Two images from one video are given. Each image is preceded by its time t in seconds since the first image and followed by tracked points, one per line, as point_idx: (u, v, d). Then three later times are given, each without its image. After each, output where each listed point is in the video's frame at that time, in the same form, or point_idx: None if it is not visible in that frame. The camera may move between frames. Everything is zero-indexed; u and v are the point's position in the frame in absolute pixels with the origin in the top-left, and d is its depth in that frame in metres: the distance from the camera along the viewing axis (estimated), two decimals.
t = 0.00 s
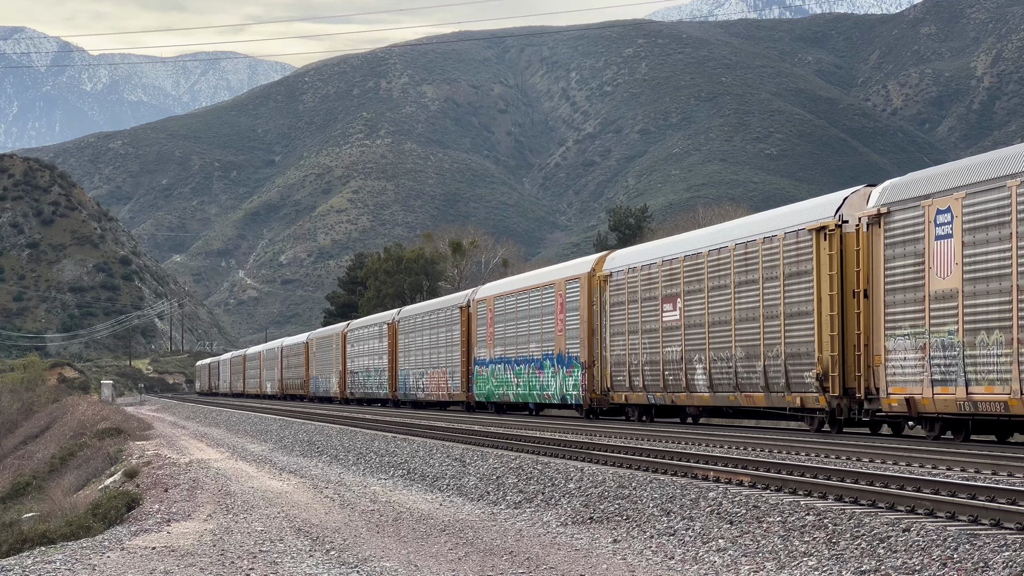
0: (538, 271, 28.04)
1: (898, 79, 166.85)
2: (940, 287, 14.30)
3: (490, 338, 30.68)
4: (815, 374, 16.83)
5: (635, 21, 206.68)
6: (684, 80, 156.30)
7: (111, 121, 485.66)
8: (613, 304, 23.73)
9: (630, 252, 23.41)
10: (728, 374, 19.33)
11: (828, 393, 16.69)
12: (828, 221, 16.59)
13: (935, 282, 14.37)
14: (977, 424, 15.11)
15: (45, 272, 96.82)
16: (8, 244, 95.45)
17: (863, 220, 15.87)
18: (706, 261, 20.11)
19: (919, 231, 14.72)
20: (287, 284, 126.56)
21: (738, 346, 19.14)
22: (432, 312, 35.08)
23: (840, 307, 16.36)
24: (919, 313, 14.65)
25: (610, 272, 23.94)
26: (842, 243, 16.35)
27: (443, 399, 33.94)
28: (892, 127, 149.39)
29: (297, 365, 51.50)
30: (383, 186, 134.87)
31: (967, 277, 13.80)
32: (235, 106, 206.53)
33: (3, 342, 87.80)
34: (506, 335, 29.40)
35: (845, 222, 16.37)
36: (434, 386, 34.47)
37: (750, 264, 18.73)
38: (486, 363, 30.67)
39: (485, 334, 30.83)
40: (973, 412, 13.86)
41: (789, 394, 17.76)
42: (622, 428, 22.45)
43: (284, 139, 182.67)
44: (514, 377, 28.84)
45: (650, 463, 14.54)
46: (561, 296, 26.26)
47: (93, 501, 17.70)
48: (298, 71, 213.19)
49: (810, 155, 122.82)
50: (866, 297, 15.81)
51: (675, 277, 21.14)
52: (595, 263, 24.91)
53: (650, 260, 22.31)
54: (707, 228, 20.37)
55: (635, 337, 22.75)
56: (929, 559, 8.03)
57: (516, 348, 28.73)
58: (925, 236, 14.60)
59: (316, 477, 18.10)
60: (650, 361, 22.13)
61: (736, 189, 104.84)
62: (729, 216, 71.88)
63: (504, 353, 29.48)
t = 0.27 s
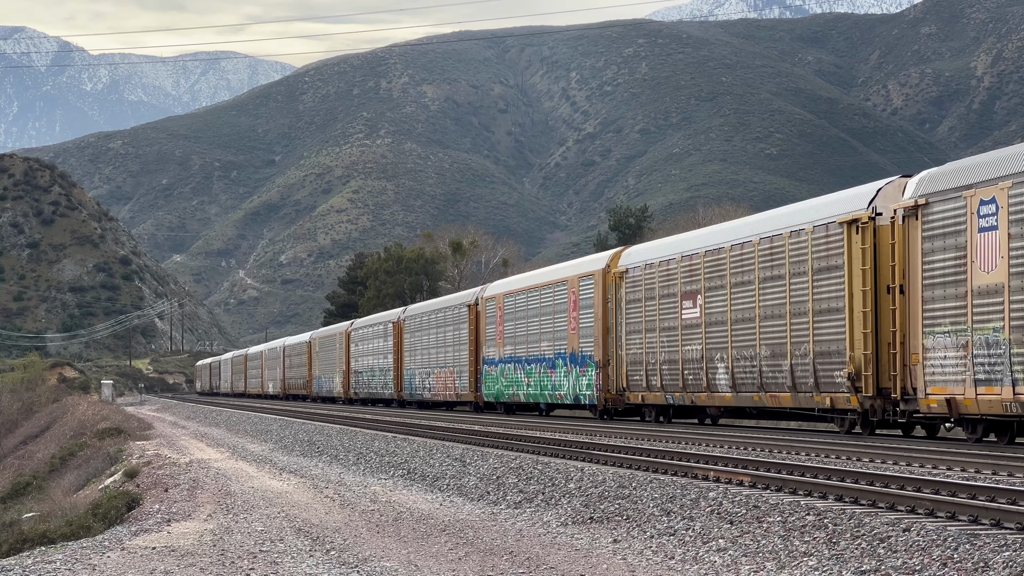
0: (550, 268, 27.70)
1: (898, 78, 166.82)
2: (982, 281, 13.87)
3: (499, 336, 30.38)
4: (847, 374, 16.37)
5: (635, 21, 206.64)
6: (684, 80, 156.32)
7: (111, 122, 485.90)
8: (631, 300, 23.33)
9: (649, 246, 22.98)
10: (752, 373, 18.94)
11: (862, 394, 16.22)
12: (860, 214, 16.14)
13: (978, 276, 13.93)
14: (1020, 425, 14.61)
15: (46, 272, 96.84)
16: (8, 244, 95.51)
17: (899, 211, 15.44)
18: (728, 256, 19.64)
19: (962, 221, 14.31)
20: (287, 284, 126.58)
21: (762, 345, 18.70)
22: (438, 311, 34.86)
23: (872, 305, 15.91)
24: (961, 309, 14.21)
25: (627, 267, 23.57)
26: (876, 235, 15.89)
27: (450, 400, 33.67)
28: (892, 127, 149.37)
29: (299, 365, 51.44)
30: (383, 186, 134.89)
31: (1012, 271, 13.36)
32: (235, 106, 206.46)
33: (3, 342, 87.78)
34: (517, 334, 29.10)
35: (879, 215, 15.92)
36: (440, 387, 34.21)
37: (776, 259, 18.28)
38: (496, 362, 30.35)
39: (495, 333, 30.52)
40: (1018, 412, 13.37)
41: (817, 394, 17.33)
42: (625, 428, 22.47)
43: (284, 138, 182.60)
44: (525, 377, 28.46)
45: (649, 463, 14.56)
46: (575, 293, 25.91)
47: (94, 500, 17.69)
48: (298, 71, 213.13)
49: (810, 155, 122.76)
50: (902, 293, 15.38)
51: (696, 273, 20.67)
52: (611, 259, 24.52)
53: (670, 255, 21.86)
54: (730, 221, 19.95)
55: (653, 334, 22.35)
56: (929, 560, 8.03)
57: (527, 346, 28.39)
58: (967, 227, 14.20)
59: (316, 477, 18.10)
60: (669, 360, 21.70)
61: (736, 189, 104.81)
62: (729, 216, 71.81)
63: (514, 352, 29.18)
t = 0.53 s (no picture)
0: (562, 264, 26.92)
1: (898, 78, 166.75)
2: None
3: (508, 335, 29.69)
4: (881, 374, 15.50)
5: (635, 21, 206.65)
6: (684, 80, 156.29)
7: (110, 121, 485.93)
8: (648, 297, 22.49)
9: (666, 242, 22.17)
10: (777, 373, 18.09)
11: (897, 394, 15.38)
12: (895, 206, 15.28)
13: None
14: None
15: (45, 272, 96.84)
16: (7, 244, 95.52)
17: (940, 203, 14.60)
18: (752, 251, 18.81)
19: (1009, 211, 13.49)
20: (287, 284, 126.52)
21: (789, 342, 17.82)
22: (445, 309, 34.37)
23: (909, 300, 15.07)
24: (1008, 305, 13.38)
25: (643, 263, 22.75)
26: (913, 229, 15.07)
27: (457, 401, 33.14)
28: (892, 127, 149.31)
29: (302, 364, 51.35)
30: (383, 186, 134.79)
31: None
32: (235, 106, 206.49)
33: (3, 342, 87.81)
34: (526, 333, 28.42)
35: (916, 206, 15.08)
36: (446, 386, 33.76)
37: (803, 254, 17.42)
38: (505, 361, 29.64)
39: (504, 332, 29.83)
40: None
41: (849, 395, 16.44)
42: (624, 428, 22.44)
43: (284, 138, 182.61)
44: (535, 377, 27.72)
45: (650, 463, 14.54)
46: (586, 290, 25.12)
47: (93, 501, 17.67)
48: (298, 71, 213.08)
49: (810, 155, 122.71)
50: (941, 288, 14.53)
51: (716, 269, 19.88)
52: (626, 255, 23.69)
53: (689, 250, 21.03)
54: (753, 216, 19.08)
55: (671, 333, 21.57)
56: (929, 560, 8.03)
57: (537, 345, 27.67)
58: (1015, 217, 13.38)
59: (316, 477, 18.09)
60: (688, 359, 20.90)
61: (736, 189, 104.76)
62: (729, 216, 71.77)
63: (524, 351, 28.48)
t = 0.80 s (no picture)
0: (574, 261, 26.12)
1: (898, 78, 166.73)
2: None
3: (518, 334, 28.96)
4: (916, 371, 14.79)
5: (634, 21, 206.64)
6: (684, 80, 156.21)
7: (109, 120, 486.06)
8: (667, 295, 21.70)
9: (686, 236, 21.36)
10: (805, 373, 17.31)
11: (936, 394, 14.62)
12: (933, 196, 14.48)
13: None
14: None
15: (45, 272, 96.85)
16: (7, 244, 95.50)
17: (981, 193, 13.79)
18: (778, 245, 18.05)
19: None
20: (287, 284, 126.46)
21: (817, 340, 17.04)
22: (453, 306, 33.69)
23: (949, 296, 14.27)
24: None
25: (660, 259, 21.96)
26: (951, 221, 14.28)
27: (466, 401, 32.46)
28: (892, 127, 149.25)
29: (304, 364, 51.15)
30: (383, 186, 134.74)
31: None
32: (235, 106, 206.52)
33: (3, 342, 87.80)
34: (538, 331, 27.63)
35: (955, 197, 14.30)
36: (454, 387, 33.18)
37: (833, 248, 16.66)
38: (516, 360, 28.88)
39: (515, 330, 29.07)
40: None
41: (882, 394, 15.72)
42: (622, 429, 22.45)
43: (284, 138, 182.65)
44: (547, 376, 26.95)
45: (650, 463, 14.56)
46: (601, 287, 24.28)
47: (93, 501, 17.65)
48: (298, 71, 213.10)
49: (810, 155, 122.68)
50: (984, 283, 13.66)
51: (739, 265, 19.12)
52: (642, 250, 22.89)
53: (710, 245, 20.25)
54: (781, 208, 18.28)
55: (691, 331, 20.86)
56: (928, 560, 8.02)
57: (550, 342, 26.87)
58: None
59: (317, 477, 18.08)
60: (710, 358, 20.16)
61: (736, 189, 104.82)
62: (729, 216, 71.70)
63: (536, 350, 27.72)
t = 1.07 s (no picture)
0: (587, 257, 25.07)
1: (898, 78, 166.88)
2: None
3: (529, 333, 27.95)
4: (958, 372, 13.73)
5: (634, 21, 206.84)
6: (684, 80, 156.29)
7: (109, 120, 486.78)
8: (686, 291, 20.61)
9: (706, 231, 20.29)
10: (833, 374, 16.26)
11: (978, 395, 13.57)
12: (978, 187, 13.47)
13: None
14: None
15: (46, 272, 96.84)
16: (7, 244, 95.47)
17: None
18: (806, 240, 16.93)
19: None
20: (287, 284, 126.46)
21: (849, 338, 15.91)
22: (460, 304, 32.82)
23: (994, 292, 13.25)
24: None
25: (678, 255, 20.90)
26: (996, 214, 13.29)
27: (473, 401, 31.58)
28: (892, 127, 149.33)
29: (308, 364, 50.85)
30: (383, 186, 134.74)
31: None
32: (235, 106, 206.71)
33: (3, 342, 87.82)
34: (548, 329, 26.63)
35: (1001, 187, 13.33)
36: (461, 386, 32.29)
37: (866, 242, 15.52)
38: (527, 360, 27.87)
39: (525, 329, 28.07)
40: None
41: (920, 397, 14.62)
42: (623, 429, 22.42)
43: (284, 138, 182.74)
44: (559, 376, 25.90)
45: (650, 463, 14.54)
46: (615, 285, 23.22)
47: (93, 501, 17.65)
48: (298, 71, 213.28)
49: (810, 155, 122.69)
50: None
51: (764, 261, 18.05)
52: (659, 246, 21.79)
53: (732, 241, 19.21)
54: (810, 201, 17.17)
55: (710, 330, 19.81)
56: (929, 559, 8.02)
57: (561, 341, 25.86)
58: None
59: (317, 477, 18.09)
60: (731, 357, 19.11)
61: (736, 190, 104.89)
62: (729, 216, 71.74)
63: (547, 349, 26.72)
